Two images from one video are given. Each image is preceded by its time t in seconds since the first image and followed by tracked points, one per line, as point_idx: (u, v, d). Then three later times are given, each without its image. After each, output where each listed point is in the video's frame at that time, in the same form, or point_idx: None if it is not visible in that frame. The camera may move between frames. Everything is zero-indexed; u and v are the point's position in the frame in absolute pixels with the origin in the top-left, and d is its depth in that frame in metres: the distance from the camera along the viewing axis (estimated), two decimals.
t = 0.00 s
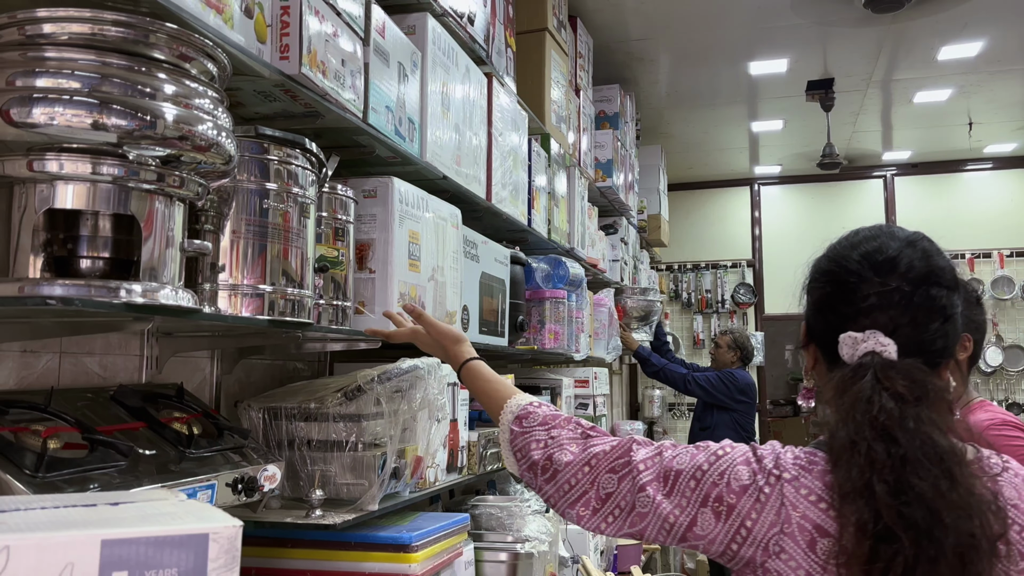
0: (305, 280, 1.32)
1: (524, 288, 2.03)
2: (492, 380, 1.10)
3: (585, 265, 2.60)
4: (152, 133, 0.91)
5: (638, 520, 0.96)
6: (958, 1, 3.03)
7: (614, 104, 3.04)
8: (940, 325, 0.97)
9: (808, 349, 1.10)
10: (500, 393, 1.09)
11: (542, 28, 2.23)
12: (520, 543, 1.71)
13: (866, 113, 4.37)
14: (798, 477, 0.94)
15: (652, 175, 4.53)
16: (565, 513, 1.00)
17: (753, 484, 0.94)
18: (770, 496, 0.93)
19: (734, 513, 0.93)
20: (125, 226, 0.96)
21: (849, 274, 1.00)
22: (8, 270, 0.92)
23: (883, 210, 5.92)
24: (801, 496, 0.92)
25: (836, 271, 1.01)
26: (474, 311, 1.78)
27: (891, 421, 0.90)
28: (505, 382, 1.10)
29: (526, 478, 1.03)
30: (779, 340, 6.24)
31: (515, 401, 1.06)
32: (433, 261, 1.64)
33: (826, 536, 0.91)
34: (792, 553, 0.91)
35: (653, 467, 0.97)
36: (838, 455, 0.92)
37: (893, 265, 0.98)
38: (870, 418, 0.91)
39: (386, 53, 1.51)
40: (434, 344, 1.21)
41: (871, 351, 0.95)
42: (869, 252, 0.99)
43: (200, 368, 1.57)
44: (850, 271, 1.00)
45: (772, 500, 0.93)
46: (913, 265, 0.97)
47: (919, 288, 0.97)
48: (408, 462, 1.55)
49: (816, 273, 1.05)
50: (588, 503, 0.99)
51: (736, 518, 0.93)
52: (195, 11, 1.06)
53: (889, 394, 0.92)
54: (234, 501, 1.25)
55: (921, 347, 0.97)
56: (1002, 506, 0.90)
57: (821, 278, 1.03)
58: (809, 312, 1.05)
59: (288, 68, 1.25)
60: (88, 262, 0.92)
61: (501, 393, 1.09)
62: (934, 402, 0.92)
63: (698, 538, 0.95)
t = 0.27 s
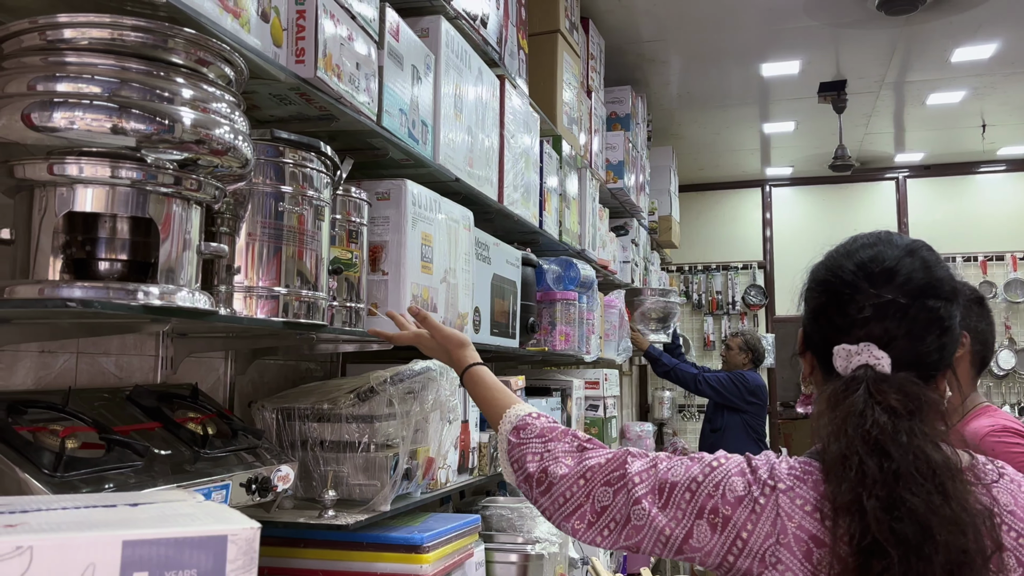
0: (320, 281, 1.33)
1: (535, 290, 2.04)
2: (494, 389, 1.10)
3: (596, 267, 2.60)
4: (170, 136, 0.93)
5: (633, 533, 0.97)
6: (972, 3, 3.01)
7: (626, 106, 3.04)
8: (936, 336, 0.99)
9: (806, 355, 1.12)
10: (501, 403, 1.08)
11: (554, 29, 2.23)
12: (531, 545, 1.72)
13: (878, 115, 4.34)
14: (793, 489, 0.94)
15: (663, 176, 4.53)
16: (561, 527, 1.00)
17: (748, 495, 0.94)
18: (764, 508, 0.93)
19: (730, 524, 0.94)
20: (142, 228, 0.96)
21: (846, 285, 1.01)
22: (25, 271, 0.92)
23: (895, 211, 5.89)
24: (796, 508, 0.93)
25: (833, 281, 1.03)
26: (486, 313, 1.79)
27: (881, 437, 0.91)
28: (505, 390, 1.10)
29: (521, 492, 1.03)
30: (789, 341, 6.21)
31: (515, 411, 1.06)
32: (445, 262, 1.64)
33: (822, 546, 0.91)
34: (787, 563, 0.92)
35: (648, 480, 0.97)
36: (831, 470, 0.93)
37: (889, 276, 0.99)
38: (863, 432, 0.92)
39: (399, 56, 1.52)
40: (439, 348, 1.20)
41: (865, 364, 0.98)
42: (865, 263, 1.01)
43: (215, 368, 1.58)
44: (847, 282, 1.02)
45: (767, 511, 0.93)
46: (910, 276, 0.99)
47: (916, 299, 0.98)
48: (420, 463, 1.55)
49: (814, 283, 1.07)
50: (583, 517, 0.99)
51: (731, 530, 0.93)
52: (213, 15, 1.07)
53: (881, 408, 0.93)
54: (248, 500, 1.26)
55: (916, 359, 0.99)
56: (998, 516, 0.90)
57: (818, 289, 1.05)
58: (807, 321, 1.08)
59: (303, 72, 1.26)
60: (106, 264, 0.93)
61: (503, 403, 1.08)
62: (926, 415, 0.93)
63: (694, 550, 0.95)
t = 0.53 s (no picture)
0: (332, 285, 1.34)
1: (544, 294, 2.04)
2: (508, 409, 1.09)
3: (605, 270, 2.60)
4: (187, 143, 0.93)
5: (648, 559, 0.96)
6: (984, 9, 2.99)
7: (636, 110, 3.05)
8: (940, 342, 0.99)
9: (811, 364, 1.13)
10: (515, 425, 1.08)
11: (565, 34, 2.24)
12: (540, 548, 1.73)
13: (889, 119, 4.33)
14: (809, 507, 0.94)
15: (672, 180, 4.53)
16: (571, 556, 0.99)
17: (765, 515, 0.94)
18: (783, 526, 0.93)
19: (748, 546, 0.93)
20: (159, 233, 0.97)
21: (848, 293, 1.03)
22: (44, 275, 0.93)
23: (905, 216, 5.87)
24: (815, 525, 0.93)
25: (836, 289, 1.04)
26: (495, 316, 1.80)
27: (888, 441, 0.92)
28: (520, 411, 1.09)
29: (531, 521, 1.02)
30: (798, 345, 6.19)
31: (529, 435, 1.05)
32: (456, 266, 1.65)
33: (843, 564, 0.90)
34: None
35: (660, 504, 0.97)
36: (842, 476, 0.94)
37: (891, 283, 1.00)
38: (870, 437, 0.93)
39: (412, 62, 1.53)
40: (458, 368, 1.13)
41: (870, 368, 0.99)
42: (867, 270, 1.02)
43: (228, 371, 1.60)
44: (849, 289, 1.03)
45: (785, 529, 0.93)
46: (912, 282, 1.00)
47: (918, 305, 0.99)
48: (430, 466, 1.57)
49: (818, 292, 1.08)
50: (594, 545, 0.98)
51: (750, 551, 0.93)
52: (230, 23, 1.08)
53: (888, 414, 0.94)
54: (260, 502, 1.28)
55: (921, 364, 0.99)
56: (1006, 520, 0.91)
57: (822, 297, 1.06)
58: (811, 329, 1.09)
59: (318, 78, 1.27)
60: (124, 268, 0.93)
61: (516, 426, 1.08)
62: (932, 420, 0.94)
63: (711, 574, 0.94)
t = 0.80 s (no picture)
0: (327, 286, 1.34)
1: (539, 295, 2.05)
2: (510, 424, 1.08)
3: (601, 272, 2.61)
4: (183, 144, 0.94)
5: (662, 570, 0.95)
6: (980, 14, 3.00)
7: (632, 112, 3.05)
8: (932, 352, 1.03)
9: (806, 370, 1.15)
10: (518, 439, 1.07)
11: (562, 36, 2.24)
12: (533, 550, 1.73)
13: (885, 123, 4.34)
14: (822, 512, 0.95)
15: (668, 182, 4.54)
16: (582, 570, 0.98)
17: (779, 520, 0.94)
18: (798, 530, 0.93)
19: (764, 551, 0.93)
20: (155, 234, 0.97)
21: (847, 302, 1.05)
22: (40, 275, 0.93)
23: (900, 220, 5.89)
24: (830, 529, 0.93)
25: (834, 298, 1.06)
26: (490, 318, 1.80)
27: (890, 448, 0.93)
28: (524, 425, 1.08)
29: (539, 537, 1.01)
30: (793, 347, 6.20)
31: (532, 448, 1.04)
32: (451, 268, 1.65)
33: (858, 565, 0.91)
34: None
35: (671, 515, 0.97)
36: (845, 484, 0.95)
37: (889, 294, 1.02)
38: (871, 444, 0.94)
39: (409, 64, 1.54)
40: (460, 373, 1.11)
41: (867, 378, 1.01)
42: (866, 280, 1.04)
43: (222, 372, 1.60)
44: (848, 298, 1.05)
45: (801, 534, 0.93)
46: (909, 294, 1.02)
47: (914, 316, 1.02)
48: (423, 467, 1.57)
49: (816, 298, 1.10)
50: (602, 559, 0.97)
51: (767, 557, 0.92)
52: (226, 25, 1.08)
53: (888, 422, 0.95)
54: (254, 502, 1.28)
55: (915, 373, 1.02)
56: (997, 525, 0.94)
57: (820, 303, 1.08)
58: (808, 335, 1.10)
59: (315, 80, 1.27)
60: (119, 270, 0.94)
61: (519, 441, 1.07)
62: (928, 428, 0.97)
63: None
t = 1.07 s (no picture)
0: (307, 285, 1.34)
1: (521, 296, 2.06)
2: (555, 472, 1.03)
3: (582, 272, 2.61)
4: (163, 143, 0.93)
5: None
6: (959, 19, 3.04)
7: (615, 113, 3.06)
8: (906, 359, 1.06)
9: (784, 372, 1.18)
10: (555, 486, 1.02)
11: (544, 37, 2.25)
12: (511, 550, 1.74)
13: (865, 126, 4.39)
14: (821, 510, 0.95)
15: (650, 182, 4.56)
16: None
17: (782, 524, 0.94)
18: (803, 530, 0.93)
19: (774, 558, 0.92)
20: (134, 233, 0.96)
21: (828, 308, 1.08)
22: (17, 274, 0.92)
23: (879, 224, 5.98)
24: (830, 526, 0.94)
25: (817, 304, 1.09)
26: (471, 318, 1.80)
27: (878, 448, 0.96)
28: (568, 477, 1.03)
29: None
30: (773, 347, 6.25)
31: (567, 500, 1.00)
32: (432, 268, 1.65)
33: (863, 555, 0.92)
34: None
35: (678, 540, 0.95)
36: (837, 482, 0.97)
37: (868, 302, 1.05)
38: (859, 444, 0.97)
39: (390, 63, 1.54)
40: (551, 400, 1.03)
41: (846, 381, 1.04)
42: (847, 288, 1.07)
43: (200, 370, 1.59)
44: (829, 305, 1.08)
45: (806, 534, 0.93)
46: (886, 303, 1.06)
47: (890, 325, 1.05)
48: (403, 467, 1.57)
49: (796, 304, 1.12)
50: None
51: (779, 565, 0.92)
52: (207, 23, 1.08)
53: (871, 424, 0.99)
54: (232, 502, 1.27)
55: (890, 379, 1.06)
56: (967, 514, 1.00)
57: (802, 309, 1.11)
58: (788, 338, 1.13)
59: (295, 79, 1.27)
60: (96, 268, 0.93)
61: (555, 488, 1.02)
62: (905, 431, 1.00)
63: None
